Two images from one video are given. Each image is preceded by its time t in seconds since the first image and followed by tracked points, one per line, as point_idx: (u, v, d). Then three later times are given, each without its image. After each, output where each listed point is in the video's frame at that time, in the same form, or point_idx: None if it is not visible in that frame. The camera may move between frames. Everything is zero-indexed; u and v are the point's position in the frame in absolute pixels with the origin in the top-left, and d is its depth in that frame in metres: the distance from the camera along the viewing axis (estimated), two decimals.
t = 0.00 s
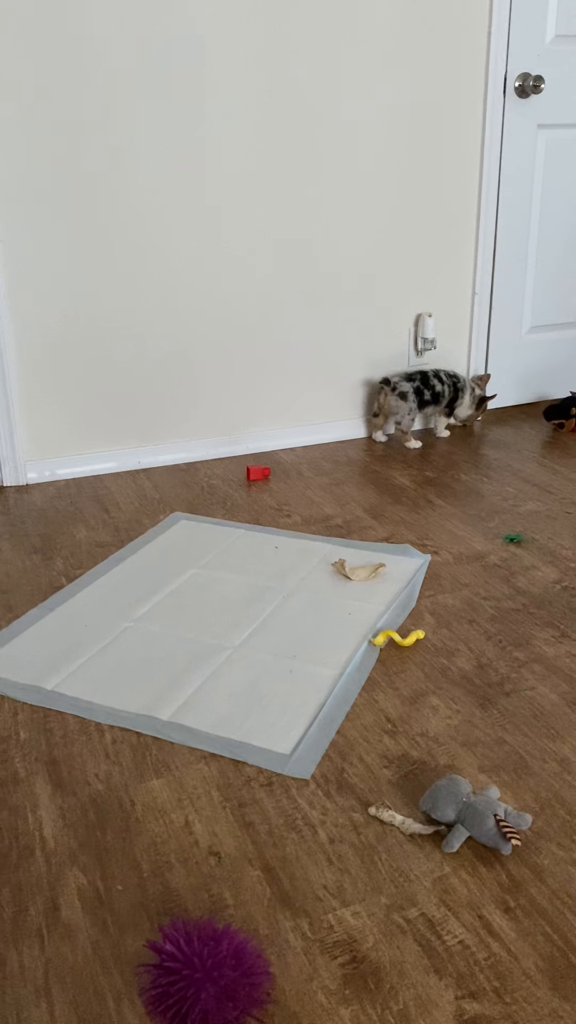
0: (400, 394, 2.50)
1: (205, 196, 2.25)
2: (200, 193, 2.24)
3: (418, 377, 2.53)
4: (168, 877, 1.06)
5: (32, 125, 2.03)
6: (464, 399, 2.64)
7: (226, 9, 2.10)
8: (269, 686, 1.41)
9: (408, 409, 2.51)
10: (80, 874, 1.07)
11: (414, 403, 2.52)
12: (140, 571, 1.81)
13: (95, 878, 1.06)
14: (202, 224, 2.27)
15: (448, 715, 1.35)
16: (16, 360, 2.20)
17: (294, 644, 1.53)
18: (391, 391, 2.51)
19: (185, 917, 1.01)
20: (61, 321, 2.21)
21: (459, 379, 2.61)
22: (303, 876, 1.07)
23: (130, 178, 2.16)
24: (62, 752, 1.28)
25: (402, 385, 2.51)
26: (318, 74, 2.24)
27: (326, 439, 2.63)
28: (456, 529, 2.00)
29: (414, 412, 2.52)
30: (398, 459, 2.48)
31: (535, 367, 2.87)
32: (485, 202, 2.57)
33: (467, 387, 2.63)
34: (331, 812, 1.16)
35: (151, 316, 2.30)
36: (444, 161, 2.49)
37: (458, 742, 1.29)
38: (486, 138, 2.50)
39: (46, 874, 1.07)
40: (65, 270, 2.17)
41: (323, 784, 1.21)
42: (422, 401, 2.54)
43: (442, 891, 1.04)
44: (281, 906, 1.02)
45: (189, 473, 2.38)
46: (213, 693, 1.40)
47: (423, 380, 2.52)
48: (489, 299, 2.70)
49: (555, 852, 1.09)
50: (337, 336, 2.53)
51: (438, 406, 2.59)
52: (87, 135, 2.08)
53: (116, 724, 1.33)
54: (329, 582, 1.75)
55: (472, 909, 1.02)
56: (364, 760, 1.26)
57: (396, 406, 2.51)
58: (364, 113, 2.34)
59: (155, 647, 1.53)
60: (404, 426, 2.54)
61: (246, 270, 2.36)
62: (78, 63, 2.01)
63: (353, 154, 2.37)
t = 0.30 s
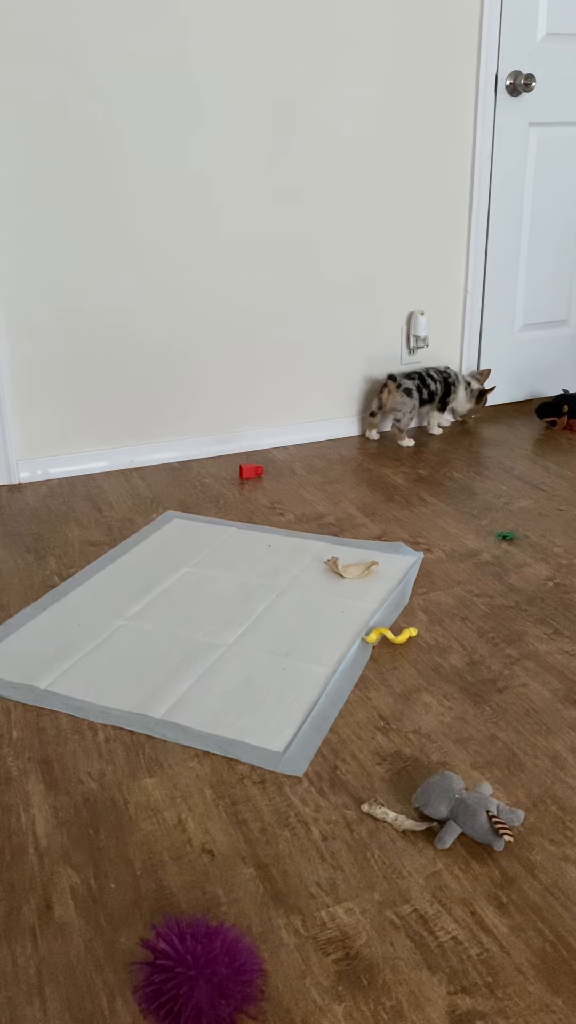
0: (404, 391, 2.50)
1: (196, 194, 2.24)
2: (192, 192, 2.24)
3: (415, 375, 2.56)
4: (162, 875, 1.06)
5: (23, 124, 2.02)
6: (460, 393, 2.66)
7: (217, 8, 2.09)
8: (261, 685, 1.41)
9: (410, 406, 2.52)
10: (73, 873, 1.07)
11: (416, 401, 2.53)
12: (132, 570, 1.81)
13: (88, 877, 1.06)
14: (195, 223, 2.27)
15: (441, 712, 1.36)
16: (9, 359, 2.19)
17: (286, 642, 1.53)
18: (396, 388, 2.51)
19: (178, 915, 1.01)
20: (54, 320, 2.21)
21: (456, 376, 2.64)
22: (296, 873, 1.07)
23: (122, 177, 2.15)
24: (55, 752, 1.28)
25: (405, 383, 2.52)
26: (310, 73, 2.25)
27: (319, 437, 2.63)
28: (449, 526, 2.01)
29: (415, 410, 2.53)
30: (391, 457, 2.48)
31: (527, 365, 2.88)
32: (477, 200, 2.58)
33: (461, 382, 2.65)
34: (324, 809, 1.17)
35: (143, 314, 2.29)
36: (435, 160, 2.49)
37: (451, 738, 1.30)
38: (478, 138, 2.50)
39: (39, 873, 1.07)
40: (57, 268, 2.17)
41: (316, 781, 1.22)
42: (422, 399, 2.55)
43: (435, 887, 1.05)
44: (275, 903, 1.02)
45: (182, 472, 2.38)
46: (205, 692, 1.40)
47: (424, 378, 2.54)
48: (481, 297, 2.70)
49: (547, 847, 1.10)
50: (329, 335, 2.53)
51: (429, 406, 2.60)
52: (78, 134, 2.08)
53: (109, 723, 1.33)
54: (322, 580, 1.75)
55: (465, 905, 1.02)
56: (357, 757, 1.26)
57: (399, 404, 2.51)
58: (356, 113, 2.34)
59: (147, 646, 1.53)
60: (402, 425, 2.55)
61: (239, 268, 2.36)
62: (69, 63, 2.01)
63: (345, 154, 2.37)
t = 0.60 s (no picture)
0: (403, 389, 2.52)
1: (191, 194, 2.24)
2: (186, 192, 2.24)
3: (420, 375, 2.57)
4: (158, 874, 1.07)
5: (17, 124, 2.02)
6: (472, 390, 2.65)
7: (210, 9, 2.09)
8: (257, 684, 1.41)
9: (408, 405, 2.54)
10: (69, 872, 1.07)
11: (414, 400, 2.55)
12: (128, 570, 1.81)
13: (84, 876, 1.06)
14: (189, 223, 2.27)
15: (436, 711, 1.36)
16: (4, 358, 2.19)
17: (283, 641, 1.53)
18: (396, 385, 2.53)
19: (175, 913, 1.01)
20: (49, 320, 2.21)
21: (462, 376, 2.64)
22: (292, 872, 1.07)
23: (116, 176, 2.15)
24: (51, 751, 1.28)
25: (405, 383, 2.54)
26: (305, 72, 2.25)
27: (315, 436, 2.63)
28: (444, 525, 2.01)
29: (411, 409, 2.55)
30: (386, 456, 2.48)
31: (522, 364, 2.88)
32: (471, 200, 2.58)
33: (472, 381, 2.64)
34: (319, 808, 1.17)
35: (139, 314, 2.30)
36: (430, 160, 2.50)
37: (446, 737, 1.30)
38: (473, 138, 2.51)
39: (35, 873, 1.07)
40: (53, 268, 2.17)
41: (312, 780, 1.22)
42: (422, 399, 2.57)
43: (430, 885, 1.05)
44: (271, 901, 1.03)
45: (178, 472, 2.38)
46: (201, 691, 1.40)
47: (426, 379, 2.56)
48: (476, 296, 2.71)
49: (542, 845, 1.10)
50: (325, 334, 2.54)
51: (438, 406, 2.63)
52: (73, 134, 2.08)
53: (105, 723, 1.33)
54: (317, 580, 1.75)
55: (460, 903, 1.03)
56: (353, 756, 1.27)
57: (397, 401, 2.52)
58: (350, 112, 2.34)
59: (143, 645, 1.53)
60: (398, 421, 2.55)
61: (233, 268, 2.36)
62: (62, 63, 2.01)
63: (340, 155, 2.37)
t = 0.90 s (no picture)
0: (407, 387, 2.54)
1: (187, 194, 2.24)
2: (183, 192, 2.24)
3: (429, 375, 2.57)
4: (156, 875, 1.07)
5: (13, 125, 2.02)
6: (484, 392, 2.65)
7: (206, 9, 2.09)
8: (255, 684, 1.41)
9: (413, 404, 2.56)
10: (67, 873, 1.07)
11: (419, 398, 2.56)
12: (125, 570, 1.81)
13: (82, 877, 1.06)
14: (185, 223, 2.27)
15: (434, 710, 1.36)
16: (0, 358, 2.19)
17: (280, 641, 1.53)
18: (402, 383, 2.55)
19: (172, 913, 1.01)
20: (45, 320, 2.21)
21: (472, 376, 2.63)
22: (290, 871, 1.07)
23: (113, 177, 2.15)
24: (49, 752, 1.28)
25: (411, 382, 2.55)
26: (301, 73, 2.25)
27: (312, 436, 2.64)
28: (441, 525, 2.01)
29: (416, 407, 2.56)
30: (384, 456, 2.48)
31: (520, 364, 2.89)
32: (468, 200, 2.58)
33: (484, 382, 2.64)
34: (317, 808, 1.17)
35: (136, 314, 2.29)
36: (427, 160, 2.50)
37: (444, 736, 1.30)
38: (469, 138, 2.51)
39: (32, 873, 1.07)
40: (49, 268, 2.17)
41: (310, 780, 1.22)
42: (429, 397, 2.58)
43: (428, 884, 1.05)
44: (268, 902, 1.03)
45: (175, 471, 2.38)
46: (198, 691, 1.40)
47: (435, 378, 2.56)
48: (473, 296, 2.71)
49: (539, 845, 1.10)
50: (322, 334, 2.54)
51: (450, 405, 2.62)
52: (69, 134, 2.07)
53: (103, 723, 1.33)
54: (315, 580, 1.75)
55: (458, 902, 1.03)
56: (351, 755, 1.27)
57: (402, 399, 2.54)
58: (347, 113, 2.34)
59: (140, 646, 1.53)
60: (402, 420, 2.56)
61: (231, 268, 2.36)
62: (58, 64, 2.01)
63: (336, 155, 2.38)
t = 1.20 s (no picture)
0: (406, 388, 2.55)
1: (184, 194, 2.24)
2: (180, 193, 2.24)
3: (428, 375, 2.57)
4: (153, 875, 1.07)
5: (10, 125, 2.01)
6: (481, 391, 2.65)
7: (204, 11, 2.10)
8: (252, 684, 1.41)
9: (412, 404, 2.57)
10: (64, 873, 1.07)
11: (418, 398, 2.57)
12: (122, 570, 1.81)
13: (79, 877, 1.06)
14: (182, 223, 2.27)
15: (431, 710, 1.36)
16: None
17: (277, 641, 1.53)
18: (401, 383, 2.55)
19: (169, 913, 1.01)
20: (42, 320, 2.20)
21: (471, 376, 2.63)
22: (287, 872, 1.07)
23: (110, 177, 2.15)
24: (46, 752, 1.28)
25: (410, 382, 2.56)
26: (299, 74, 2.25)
27: (309, 436, 2.64)
28: (438, 525, 2.01)
29: (415, 407, 2.57)
30: (381, 456, 2.48)
31: (516, 364, 2.89)
32: (465, 200, 2.58)
33: (482, 382, 2.64)
34: (314, 808, 1.17)
35: (133, 314, 2.29)
36: (424, 161, 2.50)
37: (441, 736, 1.30)
38: (465, 139, 2.51)
39: (29, 874, 1.06)
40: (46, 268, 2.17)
41: (307, 780, 1.22)
42: (429, 396, 2.58)
43: (425, 884, 1.05)
44: (265, 902, 1.03)
45: (172, 471, 2.38)
46: (195, 691, 1.40)
47: (435, 377, 2.56)
48: (470, 295, 2.71)
49: (536, 845, 1.10)
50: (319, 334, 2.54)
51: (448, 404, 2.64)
52: (66, 134, 2.07)
53: (100, 723, 1.33)
54: (312, 580, 1.75)
55: (455, 902, 1.03)
56: (348, 755, 1.27)
57: (401, 399, 2.54)
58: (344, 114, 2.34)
59: (137, 646, 1.53)
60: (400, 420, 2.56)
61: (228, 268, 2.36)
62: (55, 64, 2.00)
63: (333, 156, 2.38)
